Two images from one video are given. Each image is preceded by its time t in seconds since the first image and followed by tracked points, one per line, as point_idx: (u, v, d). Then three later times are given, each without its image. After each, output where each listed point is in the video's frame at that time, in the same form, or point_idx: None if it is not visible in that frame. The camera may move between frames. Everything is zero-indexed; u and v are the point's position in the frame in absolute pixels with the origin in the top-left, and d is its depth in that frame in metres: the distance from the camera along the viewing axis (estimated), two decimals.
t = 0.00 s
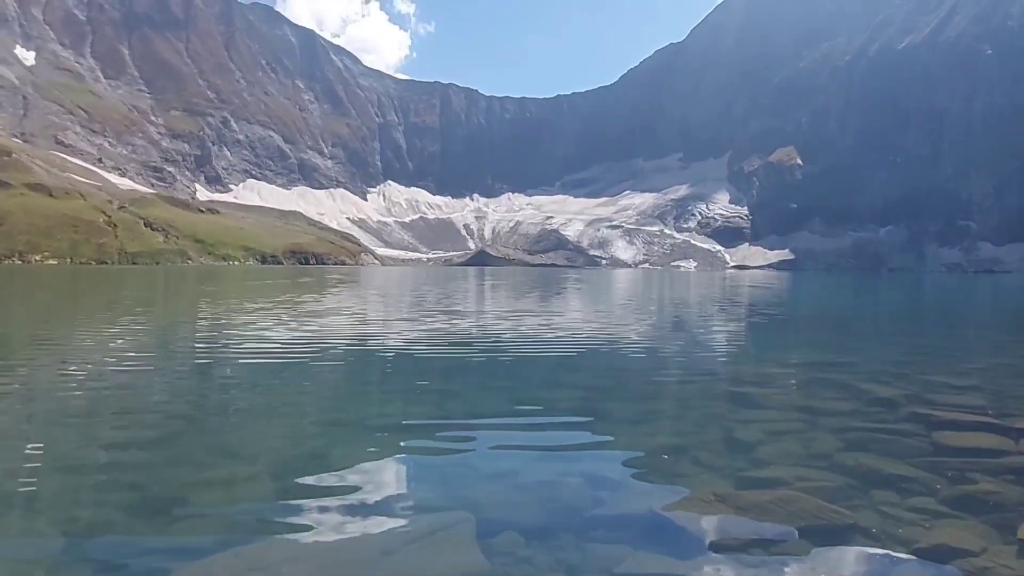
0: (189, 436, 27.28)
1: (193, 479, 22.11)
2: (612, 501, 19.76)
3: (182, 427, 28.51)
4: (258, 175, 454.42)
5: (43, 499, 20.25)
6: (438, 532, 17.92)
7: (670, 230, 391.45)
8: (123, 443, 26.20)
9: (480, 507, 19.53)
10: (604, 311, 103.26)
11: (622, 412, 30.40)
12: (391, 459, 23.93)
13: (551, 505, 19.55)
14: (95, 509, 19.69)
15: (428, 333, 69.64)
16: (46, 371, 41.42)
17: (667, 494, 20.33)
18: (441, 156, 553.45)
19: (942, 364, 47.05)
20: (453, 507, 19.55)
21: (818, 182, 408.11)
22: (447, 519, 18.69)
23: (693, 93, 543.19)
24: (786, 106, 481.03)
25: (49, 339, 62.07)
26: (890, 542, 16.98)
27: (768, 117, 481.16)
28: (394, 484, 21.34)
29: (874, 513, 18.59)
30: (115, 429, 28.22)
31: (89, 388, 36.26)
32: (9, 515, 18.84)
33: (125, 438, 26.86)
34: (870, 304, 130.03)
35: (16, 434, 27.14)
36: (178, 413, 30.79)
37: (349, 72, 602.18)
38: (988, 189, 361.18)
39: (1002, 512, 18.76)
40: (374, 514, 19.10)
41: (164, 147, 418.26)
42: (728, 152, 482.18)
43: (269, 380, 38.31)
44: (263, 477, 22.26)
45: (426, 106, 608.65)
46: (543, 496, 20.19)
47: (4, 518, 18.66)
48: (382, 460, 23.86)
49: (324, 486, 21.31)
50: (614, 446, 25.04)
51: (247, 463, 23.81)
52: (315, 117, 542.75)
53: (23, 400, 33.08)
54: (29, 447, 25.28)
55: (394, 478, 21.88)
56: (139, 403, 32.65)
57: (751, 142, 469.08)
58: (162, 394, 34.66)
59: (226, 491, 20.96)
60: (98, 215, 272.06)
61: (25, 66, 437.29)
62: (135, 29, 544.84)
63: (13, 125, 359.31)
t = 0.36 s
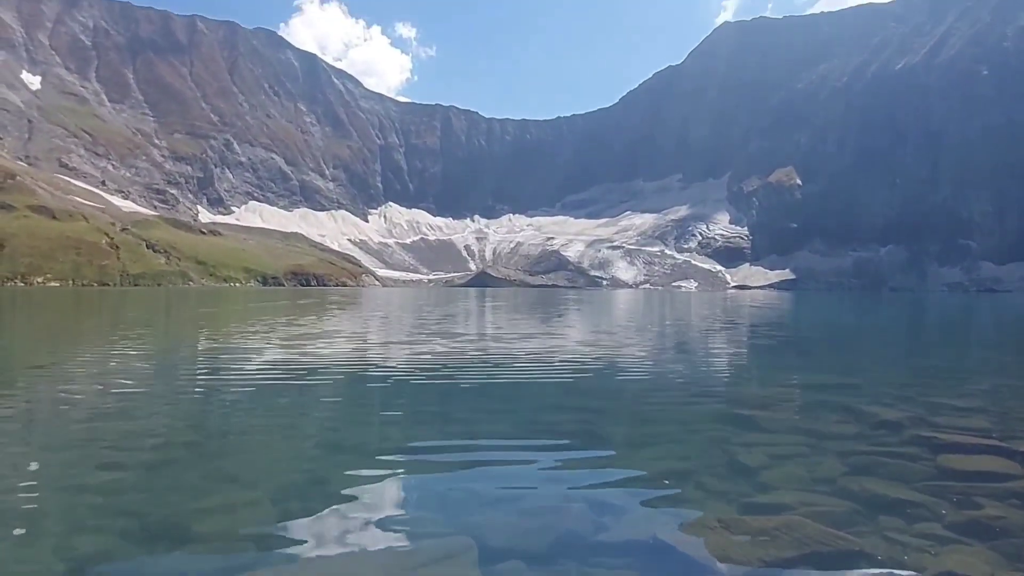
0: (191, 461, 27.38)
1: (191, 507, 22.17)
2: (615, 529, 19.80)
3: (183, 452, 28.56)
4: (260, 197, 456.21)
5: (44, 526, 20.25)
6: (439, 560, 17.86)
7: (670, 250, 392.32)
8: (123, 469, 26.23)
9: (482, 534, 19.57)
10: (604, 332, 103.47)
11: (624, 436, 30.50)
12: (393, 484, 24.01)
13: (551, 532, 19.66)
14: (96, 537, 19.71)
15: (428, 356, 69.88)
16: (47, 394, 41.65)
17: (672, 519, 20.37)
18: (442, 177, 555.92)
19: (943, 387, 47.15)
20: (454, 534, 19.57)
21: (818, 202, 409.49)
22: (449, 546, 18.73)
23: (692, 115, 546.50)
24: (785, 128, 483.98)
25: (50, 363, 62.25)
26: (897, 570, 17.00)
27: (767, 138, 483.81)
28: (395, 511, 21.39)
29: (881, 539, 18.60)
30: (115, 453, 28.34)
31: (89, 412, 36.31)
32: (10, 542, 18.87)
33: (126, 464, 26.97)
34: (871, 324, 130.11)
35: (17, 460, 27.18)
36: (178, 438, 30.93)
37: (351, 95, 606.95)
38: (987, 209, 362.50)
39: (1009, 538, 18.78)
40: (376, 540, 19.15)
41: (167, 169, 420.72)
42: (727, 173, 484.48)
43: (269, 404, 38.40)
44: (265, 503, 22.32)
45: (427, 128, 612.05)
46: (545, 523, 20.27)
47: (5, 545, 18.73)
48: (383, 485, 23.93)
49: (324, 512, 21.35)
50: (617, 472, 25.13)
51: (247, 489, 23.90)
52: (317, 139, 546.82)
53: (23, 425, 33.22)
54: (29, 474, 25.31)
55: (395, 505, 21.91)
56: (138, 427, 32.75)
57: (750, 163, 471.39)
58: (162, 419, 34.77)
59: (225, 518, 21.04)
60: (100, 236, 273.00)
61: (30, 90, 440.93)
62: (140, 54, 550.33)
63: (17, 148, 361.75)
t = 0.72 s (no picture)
0: (190, 487, 27.29)
1: (188, 533, 22.06)
2: (618, 555, 19.71)
3: (182, 478, 28.45)
4: (262, 219, 457.04)
5: (42, 553, 20.15)
6: None
7: (671, 271, 392.39)
8: (122, 495, 26.13)
9: (485, 561, 19.44)
10: (606, 354, 103.02)
11: (626, 460, 30.33)
12: (394, 509, 23.93)
13: (555, 557, 19.63)
14: (95, 563, 19.57)
15: (429, 378, 69.61)
16: (46, 418, 41.63)
17: (676, 545, 20.25)
18: (443, 199, 556.33)
19: (948, 408, 46.83)
20: (457, 561, 19.42)
21: (818, 223, 410.09)
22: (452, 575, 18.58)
23: (692, 136, 547.96)
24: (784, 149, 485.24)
25: (48, 387, 62.11)
26: None
27: (767, 159, 484.88)
28: (394, 538, 21.25)
29: (886, 568, 18.49)
30: (114, 478, 28.28)
31: (88, 437, 36.18)
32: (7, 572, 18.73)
33: (124, 490, 26.83)
34: (873, 345, 129.37)
35: (15, 486, 27.12)
36: (177, 462, 30.84)
37: (352, 117, 608.99)
38: (987, 230, 363.26)
39: (1013, 564, 18.67)
40: (381, 567, 19.06)
41: (170, 192, 422.16)
42: (727, 194, 485.41)
43: (269, 429, 38.24)
44: (265, 529, 22.22)
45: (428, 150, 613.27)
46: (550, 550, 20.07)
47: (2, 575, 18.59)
48: (383, 509, 23.90)
49: (327, 537, 21.26)
50: (620, 496, 25.07)
51: (247, 514, 23.83)
52: (319, 161, 547.53)
53: (21, 450, 33.16)
54: (26, 500, 25.19)
55: (396, 531, 21.75)
56: (137, 453, 32.65)
57: (750, 184, 472.50)
58: (161, 444, 34.64)
59: (224, 546, 20.91)
60: (102, 259, 273.17)
61: (35, 114, 443.45)
62: (145, 78, 553.76)
63: (21, 172, 363.91)
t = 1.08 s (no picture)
0: (190, 513, 27.27)
1: (187, 562, 21.84)
2: None
3: (183, 505, 28.34)
4: (264, 242, 457.97)
5: None
6: None
7: (672, 292, 392.38)
8: (119, 522, 25.95)
9: None
10: (608, 377, 102.81)
11: (629, 487, 30.12)
12: (393, 538, 23.76)
13: None
14: None
15: (431, 403, 69.43)
16: (45, 445, 41.46)
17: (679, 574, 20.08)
18: (445, 222, 557.32)
19: (952, 432, 46.48)
20: None
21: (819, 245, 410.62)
22: None
23: (692, 159, 550.14)
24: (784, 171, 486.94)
25: (48, 412, 61.88)
26: None
27: (767, 181, 486.43)
28: (395, 566, 21.05)
29: None
30: (112, 506, 28.11)
31: (85, 464, 36.07)
32: None
33: (120, 517, 26.71)
34: (875, 367, 128.99)
35: (12, 512, 27.02)
36: (177, 490, 30.66)
37: (354, 142, 610.88)
38: (988, 251, 363.89)
39: None
40: None
41: (173, 216, 423.80)
42: (728, 216, 486.43)
43: (269, 455, 38.07)
44: (266, 557, 22.08)
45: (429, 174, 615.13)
46: None
47: None
48: (381, 536, 23.80)
49: (325, 566, 21.14)
50: (625, 523, 24.80)
51: (246, 543, 23.62)
52: (321, 185, 549.49)
53: (19, 476, 33.05)
54: (22, 527, 25.08)
55: (397, 560, 21.55)
56: (135, 479, 32.59)
57: (750, 206, 473.69)
58: (159, 470, 34.48)
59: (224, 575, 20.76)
60: (104, 282, 273.76)
61: (41, 139, 446.71)
62: (150, 104, 558.09)
63: (24, 196, 367.14)
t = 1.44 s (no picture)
0: (190, 540, 27.08)
1: None
2: None
3: (184, 531, 28.23)
4: (266, 264, 458.64)
5: None
6: None
7: (674, 313, 392.10)
8: (118, 549, 25.79)
9: None
10: (610, 399, 102.54)
11: (633, 511, 29.92)
12: (395, 565, 23.60)
13: None
14: None
15: (432, 426, 69.16)
16: (44, 471, 41.07)
17: None
18: (446, 244, 557.47)
19: (958, 455, 46.22)
20: None
21: (821, 265, 410.88)
22: None
23: (693, 180, 551.55)
24: (785, 192, 488.26)
25: (47, 437, 61.69)
26: None
27: (767, 202, 487.35)
28: None
29: None
30: (111, 532, 27.95)
31: (84, 490, 35.88)
32: None
33: (121, 543, 26.56)
34: (879, 388, 128.18)
35: (10, 539, 26.88)
36: (177, 518, 30.17)
37: (356, 163, 612.79)
38: (990, 270, 364.10)
39: None
40: None
41: (175, 238, 425.16)
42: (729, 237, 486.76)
43: (270, 480, 37.93)
44: None
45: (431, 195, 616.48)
46: None
47: None
48: (383, 563, 23.70)
49: None
50: (629, 550, 24.62)
51: (248, 570, 23.47)
52: (323, 208, 550.71)
53: (19, 505, 32.70)
54: (21, 554, 24.99)
55: None
56: (134, 506, 32.44)
57: (751, 227, 474.43)
58: (159, 496, 34.37)
59: None
60: (106, 305, 274.13)
61: (46, 163, 449.33)
62: (154, 128, 560.92)
63: (28, 220, 368.43)
